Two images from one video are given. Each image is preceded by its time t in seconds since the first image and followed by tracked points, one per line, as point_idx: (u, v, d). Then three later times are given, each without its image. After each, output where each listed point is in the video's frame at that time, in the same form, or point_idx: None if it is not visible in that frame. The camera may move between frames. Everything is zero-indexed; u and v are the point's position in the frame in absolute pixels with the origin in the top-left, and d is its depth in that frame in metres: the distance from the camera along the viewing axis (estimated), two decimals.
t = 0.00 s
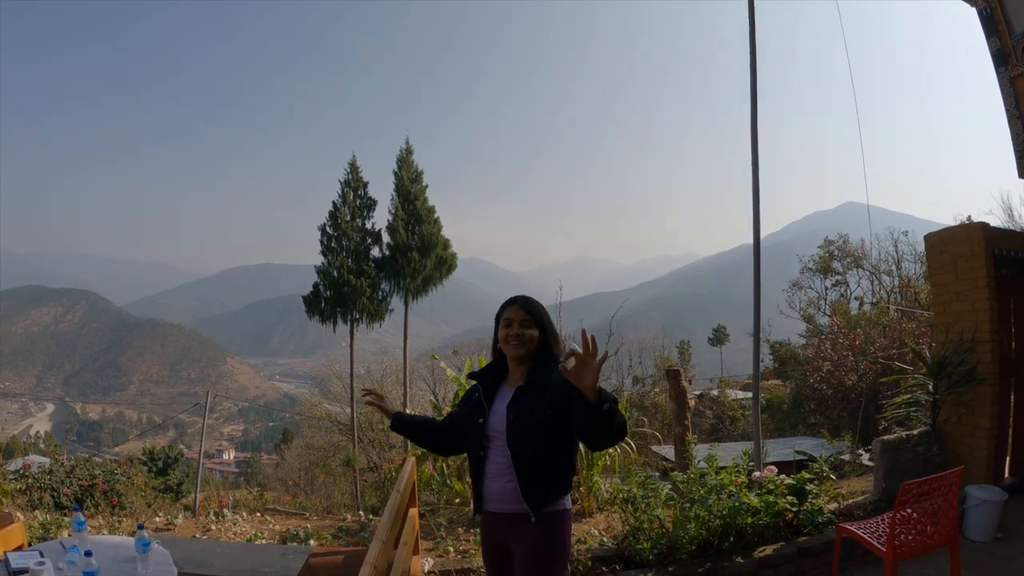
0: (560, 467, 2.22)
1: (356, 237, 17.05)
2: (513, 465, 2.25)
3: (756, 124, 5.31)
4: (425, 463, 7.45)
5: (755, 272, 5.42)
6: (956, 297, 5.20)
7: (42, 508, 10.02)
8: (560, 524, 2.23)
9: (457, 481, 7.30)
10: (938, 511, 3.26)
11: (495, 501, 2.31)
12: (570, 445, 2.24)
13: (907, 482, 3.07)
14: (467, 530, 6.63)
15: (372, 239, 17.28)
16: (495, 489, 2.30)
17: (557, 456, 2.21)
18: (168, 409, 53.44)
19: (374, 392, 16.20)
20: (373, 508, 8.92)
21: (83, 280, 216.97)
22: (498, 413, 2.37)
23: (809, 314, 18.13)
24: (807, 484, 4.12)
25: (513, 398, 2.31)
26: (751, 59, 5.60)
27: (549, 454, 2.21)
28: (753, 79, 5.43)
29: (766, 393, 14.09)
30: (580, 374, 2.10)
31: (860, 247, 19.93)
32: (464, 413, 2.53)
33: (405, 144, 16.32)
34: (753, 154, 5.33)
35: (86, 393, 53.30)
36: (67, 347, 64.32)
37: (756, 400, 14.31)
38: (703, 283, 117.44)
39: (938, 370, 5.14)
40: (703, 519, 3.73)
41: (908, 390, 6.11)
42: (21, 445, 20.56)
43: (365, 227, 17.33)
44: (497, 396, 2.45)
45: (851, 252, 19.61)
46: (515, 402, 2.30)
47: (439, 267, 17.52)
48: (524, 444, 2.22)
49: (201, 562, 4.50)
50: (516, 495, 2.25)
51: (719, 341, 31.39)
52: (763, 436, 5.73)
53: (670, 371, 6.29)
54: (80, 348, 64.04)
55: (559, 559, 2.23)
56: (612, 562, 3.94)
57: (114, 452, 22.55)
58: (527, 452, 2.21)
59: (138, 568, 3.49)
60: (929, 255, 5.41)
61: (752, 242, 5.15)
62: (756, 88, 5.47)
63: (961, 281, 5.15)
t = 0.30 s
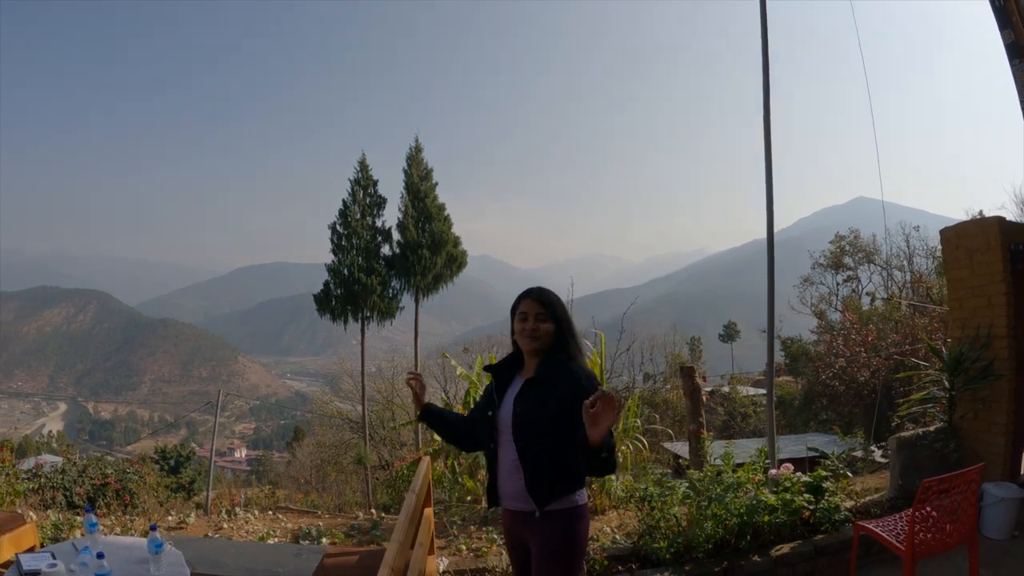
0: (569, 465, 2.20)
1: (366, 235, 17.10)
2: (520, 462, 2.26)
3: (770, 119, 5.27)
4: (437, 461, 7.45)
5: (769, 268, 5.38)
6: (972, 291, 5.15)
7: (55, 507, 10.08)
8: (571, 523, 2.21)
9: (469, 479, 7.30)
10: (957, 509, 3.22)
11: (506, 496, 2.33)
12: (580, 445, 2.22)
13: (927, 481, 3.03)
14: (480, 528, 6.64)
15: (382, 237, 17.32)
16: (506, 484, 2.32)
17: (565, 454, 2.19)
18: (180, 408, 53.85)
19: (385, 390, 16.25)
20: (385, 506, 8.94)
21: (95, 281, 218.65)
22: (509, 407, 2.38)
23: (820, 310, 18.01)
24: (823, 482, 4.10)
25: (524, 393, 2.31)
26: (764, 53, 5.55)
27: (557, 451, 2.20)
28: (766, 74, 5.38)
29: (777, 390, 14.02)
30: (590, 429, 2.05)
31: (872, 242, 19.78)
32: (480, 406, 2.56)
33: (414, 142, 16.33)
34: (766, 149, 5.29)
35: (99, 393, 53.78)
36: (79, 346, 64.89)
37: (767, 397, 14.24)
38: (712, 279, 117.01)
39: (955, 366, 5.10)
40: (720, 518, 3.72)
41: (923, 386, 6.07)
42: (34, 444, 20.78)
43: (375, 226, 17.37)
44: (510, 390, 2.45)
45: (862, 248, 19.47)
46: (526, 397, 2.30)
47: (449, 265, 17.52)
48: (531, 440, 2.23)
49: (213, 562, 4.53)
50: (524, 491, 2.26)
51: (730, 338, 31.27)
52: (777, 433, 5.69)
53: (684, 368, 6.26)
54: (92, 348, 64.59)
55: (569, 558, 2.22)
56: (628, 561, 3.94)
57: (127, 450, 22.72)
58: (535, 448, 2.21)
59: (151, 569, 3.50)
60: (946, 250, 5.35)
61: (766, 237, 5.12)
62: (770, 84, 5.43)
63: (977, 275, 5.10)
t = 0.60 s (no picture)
0: (575, 467, 2.18)
1: (375, 235, 17.14)
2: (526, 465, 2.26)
3: (783, 115, 5.24)
4: (447, 460, 7.45)
5: (783, 263, 5.33)
6: (991, 287, 5.08)
7: (64, 508, 10.08)
8: (579, 527, 2.19)
9: (480, 478, 7.30)
10: (977, 510, 3.18)
11: (516, 498, 2.34)
12: (586, 447, 2.19)
13: (948, 484, 3.01)
14: (490, 528, 6.63)
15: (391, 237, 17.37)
16: (517, 486, 2.33)
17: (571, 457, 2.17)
18: (190, 408, 54.21)
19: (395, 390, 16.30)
20: (395, 505, 8.94)
21: (106, 282, 220.32)
22: (516, 408, 2.39)
23: (831, 307, 17.93)
24: (840, 482, 4.07)
25: (530, 394, 2.31)
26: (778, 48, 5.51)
27: (564, 454, 2.18)
28: (779, 69, 5.34)
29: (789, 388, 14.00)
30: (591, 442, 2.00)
31: (884, 239, 19.65)
32: (492, 408, 2.57)
33: (423, 142, 16.34)
34: (781, 145, 5.26)
35: (111, 393, 54.22)
36: (90, 348, 65.40)
37: (778, 396, 14.18)
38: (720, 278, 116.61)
39: (972, 364, 5.02)
40: (737, 520, 3.70)
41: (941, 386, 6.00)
42: (46, 444, 20.95)
43: (384, 226, 17.41)
44: (518, 391, 2.45)
45: (873, 245, 19.35)
46: (531, 399, 2.29)
47: (459, 265, 17.53)
48: (538, 442, 2.22)
49: (221, 566, 4.54)
50: (532, 495, 2.25)
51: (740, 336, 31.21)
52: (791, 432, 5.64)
53: (698, 366, 6.20)
54: (103, 349, 65.08)
55: (578, 562, 2.20)
56: (642, 564, 3.92)
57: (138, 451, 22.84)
58: (541, 450, 2.21)
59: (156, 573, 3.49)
60: (963, 246, 5.30)
61: (780, 234, 5.08)
62: (783, 78, 5.38)
63: (996, 271, 5.03)
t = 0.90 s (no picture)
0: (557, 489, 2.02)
1: (381, 236, 17.15)
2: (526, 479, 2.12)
3: (792, 113, 5.18)
4: (454, 461, 7.40)
5: (792, 262, 5.27)
6: (1007, 283, 5.00)
7: (70, 510, 10.06)
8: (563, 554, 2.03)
9: (486, 479, 7.27)
10: (997, 513, 3.14)
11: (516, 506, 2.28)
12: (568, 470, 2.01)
13: (969, 487, 2.97)
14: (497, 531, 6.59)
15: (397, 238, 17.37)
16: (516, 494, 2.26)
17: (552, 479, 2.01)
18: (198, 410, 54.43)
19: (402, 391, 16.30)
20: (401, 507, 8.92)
21: (113, 284, 221.46)
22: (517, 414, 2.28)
23: (839, 307, 17.84)
24: (854, 485, 4.05)
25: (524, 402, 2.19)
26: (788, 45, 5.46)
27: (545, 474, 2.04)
28: (788, 65, 5.28)
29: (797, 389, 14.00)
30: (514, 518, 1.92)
31: (892, 238, 19.55)
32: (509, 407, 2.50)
33: (429, 142, 16.33)
34: (790, 143, 5.22)
35: (118, 395, 54.45)
36: (98, 349, 65.76)
37: (786, 396, 14.11)
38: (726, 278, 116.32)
39: (988, 364, 4.96)
40: (750, 525, 3.70)
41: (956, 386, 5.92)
42: (54, 446, 21.03)
43: (390, 226, 17.41)
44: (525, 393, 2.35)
45: (881, 244, 19.24)
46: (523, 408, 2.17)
47: (465, 265, 17.51)
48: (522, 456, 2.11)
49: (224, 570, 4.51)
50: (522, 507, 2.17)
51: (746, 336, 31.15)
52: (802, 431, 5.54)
53: (708, 366, 6.14)
54: (111, 351, 65.41)
55: None
56: (652, 570, 3.88)
57: (145, 452, 22.90)
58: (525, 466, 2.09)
59: None
60: (976, 242, 5.25)
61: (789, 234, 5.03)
62: (792, 76, 5.33)
63: (1011, 268, 4.96)
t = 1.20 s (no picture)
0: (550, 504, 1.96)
1: (382, 236, 17.14)
2: (513, 479, 2.04)
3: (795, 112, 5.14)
4: (454, 462, 7.36)
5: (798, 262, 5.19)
6: (1017, 283, 4.95)
7: (68, 512, 10.01)
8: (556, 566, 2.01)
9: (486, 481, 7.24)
10: (1016, 525, 3.12)
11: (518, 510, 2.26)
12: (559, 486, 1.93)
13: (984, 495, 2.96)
14: (497, 533, 6.55)
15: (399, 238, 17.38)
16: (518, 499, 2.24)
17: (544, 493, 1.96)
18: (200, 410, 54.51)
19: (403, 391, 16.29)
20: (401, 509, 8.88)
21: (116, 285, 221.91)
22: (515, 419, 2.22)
23: (841, 307, 17.80)
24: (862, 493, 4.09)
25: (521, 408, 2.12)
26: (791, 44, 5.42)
27: (538, 487, 1.98)
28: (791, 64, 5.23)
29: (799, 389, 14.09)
30: None
31: (894, 238, 19.48)
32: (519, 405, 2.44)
33: (430, 142, 16.31)
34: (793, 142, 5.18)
35: (120, 395, 54.52)
36: (101, 350, 65.87)
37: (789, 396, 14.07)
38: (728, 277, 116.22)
39: (999, 366, 4.92)
40: (756, 535, 3.64)
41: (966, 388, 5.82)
42: (56, 446, 21.04)
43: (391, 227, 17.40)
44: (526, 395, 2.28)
45: (884, 244, 19.19)
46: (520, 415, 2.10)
47: (467, 265, 17.48)
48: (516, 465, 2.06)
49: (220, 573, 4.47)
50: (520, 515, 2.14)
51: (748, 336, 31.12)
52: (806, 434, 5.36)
53: (711, 368, 6.09)
54: (113, 351, 65.49)
55: None
56: None
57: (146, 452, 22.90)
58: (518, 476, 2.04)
59: None
60: (985, 240, 5.18)
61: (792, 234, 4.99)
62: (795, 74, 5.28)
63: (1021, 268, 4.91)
